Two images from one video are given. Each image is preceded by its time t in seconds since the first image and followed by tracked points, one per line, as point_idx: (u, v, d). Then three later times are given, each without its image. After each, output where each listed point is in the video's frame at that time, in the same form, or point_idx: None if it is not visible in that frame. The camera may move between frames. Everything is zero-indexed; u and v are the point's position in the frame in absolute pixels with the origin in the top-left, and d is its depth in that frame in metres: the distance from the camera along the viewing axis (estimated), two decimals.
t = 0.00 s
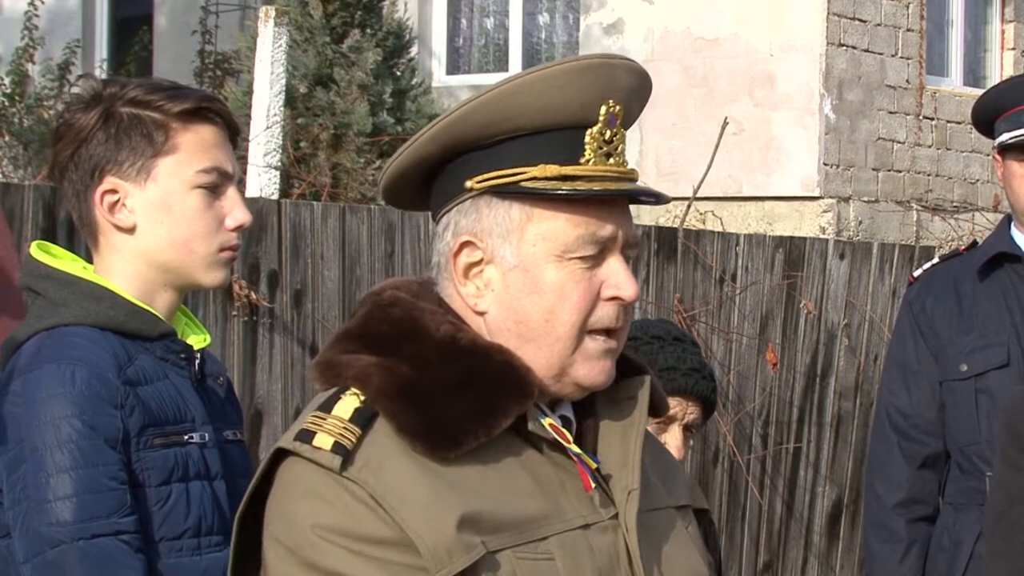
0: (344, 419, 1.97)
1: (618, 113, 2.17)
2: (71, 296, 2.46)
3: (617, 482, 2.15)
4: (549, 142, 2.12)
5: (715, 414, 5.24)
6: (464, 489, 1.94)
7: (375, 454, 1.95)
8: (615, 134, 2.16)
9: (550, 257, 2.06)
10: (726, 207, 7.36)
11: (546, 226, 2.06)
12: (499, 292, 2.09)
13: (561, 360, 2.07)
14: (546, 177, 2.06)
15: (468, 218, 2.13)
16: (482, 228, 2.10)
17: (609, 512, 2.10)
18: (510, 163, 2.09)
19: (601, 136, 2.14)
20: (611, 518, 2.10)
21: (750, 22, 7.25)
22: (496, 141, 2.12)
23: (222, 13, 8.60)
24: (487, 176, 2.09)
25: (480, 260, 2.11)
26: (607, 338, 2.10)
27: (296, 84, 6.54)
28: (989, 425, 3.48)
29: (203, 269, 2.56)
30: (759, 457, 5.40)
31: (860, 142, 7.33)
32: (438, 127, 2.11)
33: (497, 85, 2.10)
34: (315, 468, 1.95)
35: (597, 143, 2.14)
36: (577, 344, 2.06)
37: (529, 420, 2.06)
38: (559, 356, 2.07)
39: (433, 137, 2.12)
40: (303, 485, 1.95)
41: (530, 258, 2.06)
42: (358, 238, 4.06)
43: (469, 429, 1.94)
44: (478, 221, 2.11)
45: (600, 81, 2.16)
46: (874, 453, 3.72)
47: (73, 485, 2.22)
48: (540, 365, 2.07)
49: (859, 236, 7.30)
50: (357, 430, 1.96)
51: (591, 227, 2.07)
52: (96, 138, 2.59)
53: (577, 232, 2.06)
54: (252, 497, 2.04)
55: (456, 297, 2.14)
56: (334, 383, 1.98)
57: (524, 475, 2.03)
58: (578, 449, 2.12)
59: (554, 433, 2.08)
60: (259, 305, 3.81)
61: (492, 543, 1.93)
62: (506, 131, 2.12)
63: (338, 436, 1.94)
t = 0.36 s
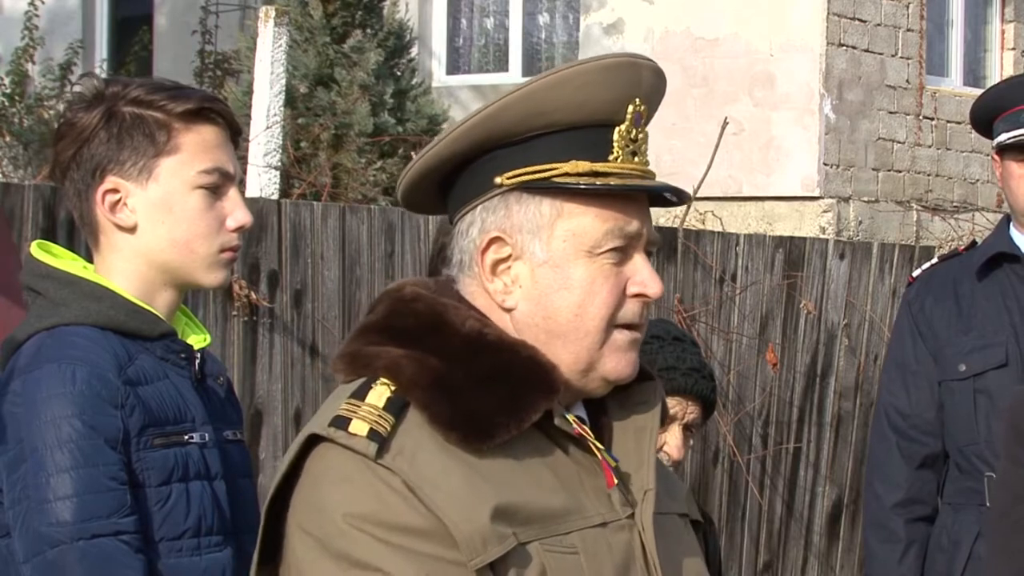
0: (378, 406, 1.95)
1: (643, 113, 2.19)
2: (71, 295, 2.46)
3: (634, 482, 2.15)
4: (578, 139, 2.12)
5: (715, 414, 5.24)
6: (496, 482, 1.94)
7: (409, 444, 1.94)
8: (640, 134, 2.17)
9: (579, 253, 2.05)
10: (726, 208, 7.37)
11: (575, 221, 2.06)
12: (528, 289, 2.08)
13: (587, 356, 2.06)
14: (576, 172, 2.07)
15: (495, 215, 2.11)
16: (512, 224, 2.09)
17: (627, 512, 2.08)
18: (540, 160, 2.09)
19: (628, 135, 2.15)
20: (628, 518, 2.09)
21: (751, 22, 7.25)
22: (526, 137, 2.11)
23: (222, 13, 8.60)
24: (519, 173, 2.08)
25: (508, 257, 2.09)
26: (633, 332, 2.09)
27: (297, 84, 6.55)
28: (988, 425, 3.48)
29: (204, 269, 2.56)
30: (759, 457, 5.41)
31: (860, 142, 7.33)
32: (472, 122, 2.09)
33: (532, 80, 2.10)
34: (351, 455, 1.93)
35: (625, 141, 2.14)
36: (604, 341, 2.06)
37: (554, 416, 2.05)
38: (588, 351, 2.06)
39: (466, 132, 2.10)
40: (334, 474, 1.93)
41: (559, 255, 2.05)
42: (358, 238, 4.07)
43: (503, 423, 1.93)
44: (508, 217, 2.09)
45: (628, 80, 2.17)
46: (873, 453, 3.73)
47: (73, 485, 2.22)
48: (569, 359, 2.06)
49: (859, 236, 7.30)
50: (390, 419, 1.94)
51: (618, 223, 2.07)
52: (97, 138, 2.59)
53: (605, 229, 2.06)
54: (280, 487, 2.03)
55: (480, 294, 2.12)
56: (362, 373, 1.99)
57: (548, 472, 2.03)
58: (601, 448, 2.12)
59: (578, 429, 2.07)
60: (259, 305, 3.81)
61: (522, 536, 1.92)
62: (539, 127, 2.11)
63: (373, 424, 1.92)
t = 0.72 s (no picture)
0: (376, 397, 1.96)
1: (625, 105, 2.19)
2: (72, 296, 2.46)
3: (639, 475, 2.15)
4: (556, 132, 2.14)
5: (715, 414, 5.24)
6: (493, 473, 1.94)
7: (404, 435, 1.94)
8: (623, 124, 2.17)
9: (562, 244, 2.05)
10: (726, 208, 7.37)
11: (557, 212, 2.06)
12: (515, 285, 2.08)
13: (575, 350, 2.06)
14: (554, 165, 2.07)
15: (481, 214, 2.13)
16: (495, 221, 2.11)
17: (632, 503, 2.09)
18: (517, 155, 2.11)
19: (609, 126, 2.15)
20: (632, 509, 2.09)
21: (750, 22, 7.25)
22: (504, 133, 2.14)
23: (222, 13, 8.61)
24: (497, 170, 2.10)
25: (494, 255, 2.10)
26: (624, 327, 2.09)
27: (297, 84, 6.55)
28: (988, 424, 3.48)
29: (204, 269, 2.56)
30: (759, 457, 5.41)
31: (860, 142, 7.33)
32: (447, 124, 2.14)
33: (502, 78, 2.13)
34: (346, 446, 1.93)
35: (605, 132, 2.14)
36: (592, 334, 2.05)
37: (555, 409, 2.06)
38: (573, 344, 2.05)
39: (443, 134, 2.15)
40: (329, 463, 1.93)
41: (542, 247, 2.05)
42: (358, 238, 4.07)
43: (501, 415, 1.93)
44: (491, 215, 2.11)
45: (604, 71, 2.18)
46: (873, 453, 3.73)
47: (77, 487, 2.22)
48: (557, 353, 2.06)
49: (859, 236, 7.30)
50: (387, 410, 1.94)
51: (602, 214, 2.07)
52: (97, 139, 2.59)
53: (588, 219, 2.06)
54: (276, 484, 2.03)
55: (473, 292, 2.14)
56: (363, 367, 2.00)
57: (547, 465, 2.03)
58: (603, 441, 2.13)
59: (578, 422, 2.07)
60: (259, 305, 3.81)
61: (522, 524, 1.93)
62: (514, 124, 2.14)
63: (369, 414, 1.93)
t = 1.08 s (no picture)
0: (371, 398, 1.99)
1: (637, 104, 2.21)
2: (75, 296, 2.45)
3: (646, 474, 2.15)
4: (565, 131, 2.16)
5: (715, 414, 5.24)
6: (490, 473, 1.94)
7: (399, 436, 1.95)
8: (636, 124, 2.19)
9: (570, 242, 2.05)
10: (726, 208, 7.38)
11: (565, 209, 2.07)
12: (522, 283, 2.10)
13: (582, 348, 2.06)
14: (564, 163, 2.09)
15: (491, 212, 2.16)
16: (505, 219, 2.13)
17: (636, 502, 2.08)
18: (526, 153, 2.13)
19: (621, 126, 2.17)
20: (638, 508, 2.09)
21: (750, 22, 7.26)
22: (516, 130, 2.17)
23: (222, 13, 8.60)
24: (506, 168, 2.13)
25: (503, 252, 2.12)
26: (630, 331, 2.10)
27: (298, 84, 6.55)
28: (990, 424, 3.48)
29: (205, 269, 2.56)
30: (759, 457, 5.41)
31: (860, 142, 7.33)
32: (457, 122, 2.18)
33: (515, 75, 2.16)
34: (341, 446, 1.94)
35: (616, 131, 2.16)
36: (599, 332, 2.06)
37: (555, 408, 2.07)
38: (578, 343, 2.06)
39: (453, 132, 2.19)
40: (324, 463, 1.95)
41: (549, 245, 2.06)
42: (358, 238, 4.07)
43: (499, 415, 1.93)
44: (501, 213, 2.13)
45: (615, 70, 2.19)
46: (874, 453, 3.73)
47: (78, 486, 2.22)
48: (561, 352, 2.07)
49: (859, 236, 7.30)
50: (382, 410, 1.97)
51: (611, 213, 2.07)
52: (100, 139, 2.59)
53: (597, 217, 2.06)
54: (275, 485, 2.05)
55: (482, 289, 2.16)
56: (365, 365, 1.99)
57: (549, 463, 2.03)
58: (606, 440, 2.12)
59: (578, 422, 2.07)
60: (259, 305, 3.80)
61: (516, 523, 1.92)
62: (523, 122, 2.16)
63: (362, 416, 1.95)
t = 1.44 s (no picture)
0: (402, 402, 1.95)
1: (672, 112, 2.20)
2: (76, 296, 2.45)
3: (658, 479, 2.15)
4: (613, 142, 2.11)
5: (715, 413, 5.24)
6: (518, 481, 1.93)
7: (430, 442, 1.93)
8: (668, 132, 2.18)
9: (624, 254, 2.05)
10: (726, 208, 7.38)
11: (624, 220, 2.06)
12: (575, 293, 2.06)
13: (633, 357, 2.07)
14: (619, 173, 2.06)
15: (538, 219, 2.08)
16: (555, 228, 2.07)
17: (649, 508, 2.09)
18: (580, 163, 2.07)
19: (659, 135, 2.16)
20: (649, 514, 2.09)
21: (750, 22, 7.26)
22: (546, 147, 2.10)
23: (222, 13, 8.61)
24: (561, 176, 2.06)
25: (552, 261, 2.06)
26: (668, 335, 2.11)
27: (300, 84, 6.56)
28: (991, 424, 3.48)
29: (207, 269, 2.55)
30: (759, 457, 5.41)
31: (860, 142, 7.33)
32: (510, 132, 2.08)
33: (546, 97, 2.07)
34: (371, 451, 1.91)
35: (657, 140, 2.15)
36: (650, 340, 2.07)
37: (579, 412, 2.05)
38: (627, 354, 2.06)
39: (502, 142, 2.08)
40: (354, 469, 1.91)
41: (605, 256, 2.04)
42: (358, 239, 4.07)
43: (528, 419, 1.93)
44: (551, 221, 2.07)
45: (655, 80, 2.15)
46: (875, 453, 3.73)
47: (77, 486, 2.21)
48: (610, 362, 2.07)
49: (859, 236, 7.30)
50: (414, 414, 1.94)
51: (663, 223, 2.08)
52: (102, 138, 2.59)
53: (649, 228, 2.07)
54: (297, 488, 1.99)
55: (520, 297, 2.09)
56: (388, 367, 1.99)
57: (570, 471, 2.02)
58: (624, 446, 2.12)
59: (601, 426, 2.07)
60: (259, 305, 3.80)
61: (542, 533, 1.92)
62: (572, 133, 2.10)
63: (397, 420, 1.92)
